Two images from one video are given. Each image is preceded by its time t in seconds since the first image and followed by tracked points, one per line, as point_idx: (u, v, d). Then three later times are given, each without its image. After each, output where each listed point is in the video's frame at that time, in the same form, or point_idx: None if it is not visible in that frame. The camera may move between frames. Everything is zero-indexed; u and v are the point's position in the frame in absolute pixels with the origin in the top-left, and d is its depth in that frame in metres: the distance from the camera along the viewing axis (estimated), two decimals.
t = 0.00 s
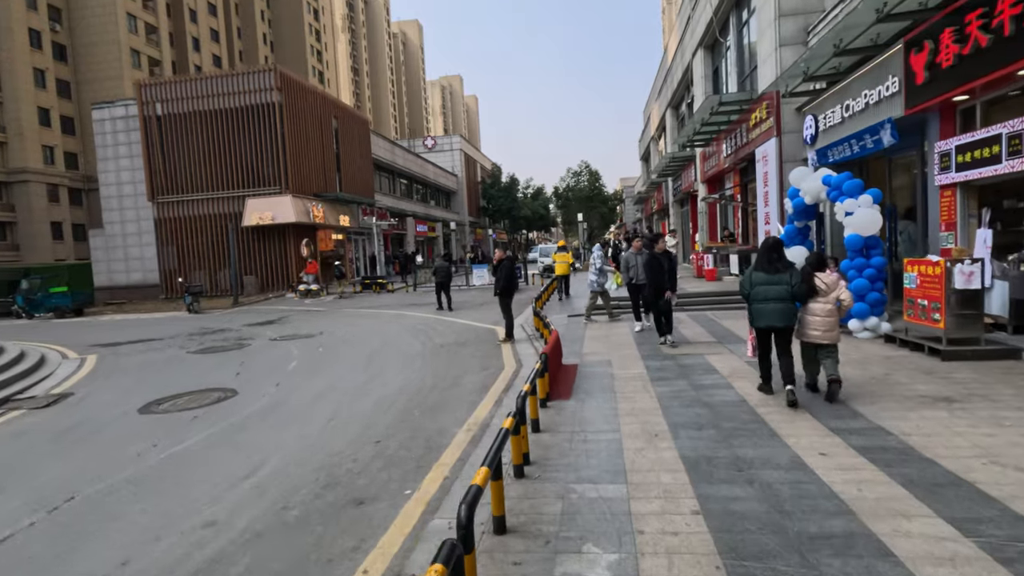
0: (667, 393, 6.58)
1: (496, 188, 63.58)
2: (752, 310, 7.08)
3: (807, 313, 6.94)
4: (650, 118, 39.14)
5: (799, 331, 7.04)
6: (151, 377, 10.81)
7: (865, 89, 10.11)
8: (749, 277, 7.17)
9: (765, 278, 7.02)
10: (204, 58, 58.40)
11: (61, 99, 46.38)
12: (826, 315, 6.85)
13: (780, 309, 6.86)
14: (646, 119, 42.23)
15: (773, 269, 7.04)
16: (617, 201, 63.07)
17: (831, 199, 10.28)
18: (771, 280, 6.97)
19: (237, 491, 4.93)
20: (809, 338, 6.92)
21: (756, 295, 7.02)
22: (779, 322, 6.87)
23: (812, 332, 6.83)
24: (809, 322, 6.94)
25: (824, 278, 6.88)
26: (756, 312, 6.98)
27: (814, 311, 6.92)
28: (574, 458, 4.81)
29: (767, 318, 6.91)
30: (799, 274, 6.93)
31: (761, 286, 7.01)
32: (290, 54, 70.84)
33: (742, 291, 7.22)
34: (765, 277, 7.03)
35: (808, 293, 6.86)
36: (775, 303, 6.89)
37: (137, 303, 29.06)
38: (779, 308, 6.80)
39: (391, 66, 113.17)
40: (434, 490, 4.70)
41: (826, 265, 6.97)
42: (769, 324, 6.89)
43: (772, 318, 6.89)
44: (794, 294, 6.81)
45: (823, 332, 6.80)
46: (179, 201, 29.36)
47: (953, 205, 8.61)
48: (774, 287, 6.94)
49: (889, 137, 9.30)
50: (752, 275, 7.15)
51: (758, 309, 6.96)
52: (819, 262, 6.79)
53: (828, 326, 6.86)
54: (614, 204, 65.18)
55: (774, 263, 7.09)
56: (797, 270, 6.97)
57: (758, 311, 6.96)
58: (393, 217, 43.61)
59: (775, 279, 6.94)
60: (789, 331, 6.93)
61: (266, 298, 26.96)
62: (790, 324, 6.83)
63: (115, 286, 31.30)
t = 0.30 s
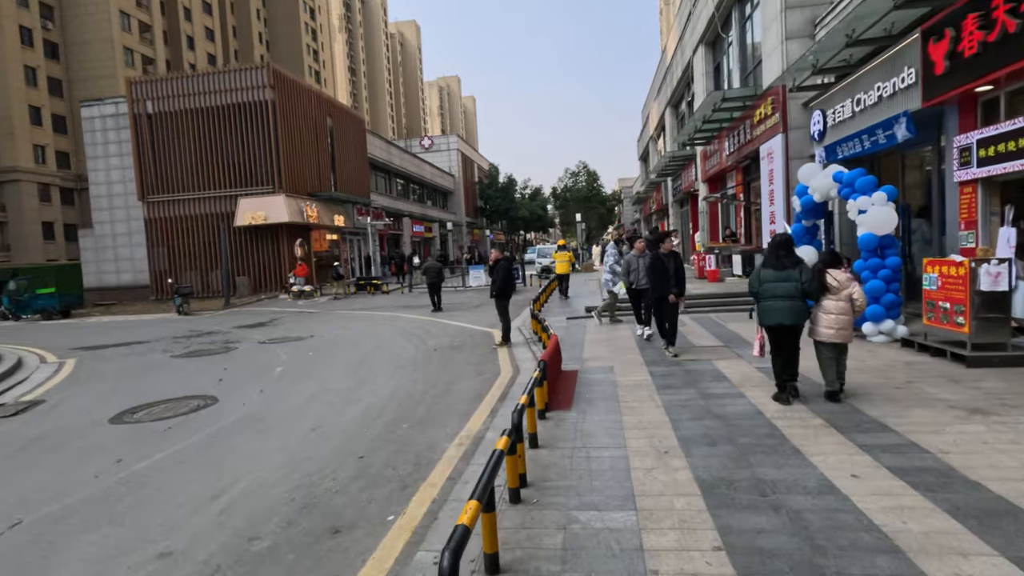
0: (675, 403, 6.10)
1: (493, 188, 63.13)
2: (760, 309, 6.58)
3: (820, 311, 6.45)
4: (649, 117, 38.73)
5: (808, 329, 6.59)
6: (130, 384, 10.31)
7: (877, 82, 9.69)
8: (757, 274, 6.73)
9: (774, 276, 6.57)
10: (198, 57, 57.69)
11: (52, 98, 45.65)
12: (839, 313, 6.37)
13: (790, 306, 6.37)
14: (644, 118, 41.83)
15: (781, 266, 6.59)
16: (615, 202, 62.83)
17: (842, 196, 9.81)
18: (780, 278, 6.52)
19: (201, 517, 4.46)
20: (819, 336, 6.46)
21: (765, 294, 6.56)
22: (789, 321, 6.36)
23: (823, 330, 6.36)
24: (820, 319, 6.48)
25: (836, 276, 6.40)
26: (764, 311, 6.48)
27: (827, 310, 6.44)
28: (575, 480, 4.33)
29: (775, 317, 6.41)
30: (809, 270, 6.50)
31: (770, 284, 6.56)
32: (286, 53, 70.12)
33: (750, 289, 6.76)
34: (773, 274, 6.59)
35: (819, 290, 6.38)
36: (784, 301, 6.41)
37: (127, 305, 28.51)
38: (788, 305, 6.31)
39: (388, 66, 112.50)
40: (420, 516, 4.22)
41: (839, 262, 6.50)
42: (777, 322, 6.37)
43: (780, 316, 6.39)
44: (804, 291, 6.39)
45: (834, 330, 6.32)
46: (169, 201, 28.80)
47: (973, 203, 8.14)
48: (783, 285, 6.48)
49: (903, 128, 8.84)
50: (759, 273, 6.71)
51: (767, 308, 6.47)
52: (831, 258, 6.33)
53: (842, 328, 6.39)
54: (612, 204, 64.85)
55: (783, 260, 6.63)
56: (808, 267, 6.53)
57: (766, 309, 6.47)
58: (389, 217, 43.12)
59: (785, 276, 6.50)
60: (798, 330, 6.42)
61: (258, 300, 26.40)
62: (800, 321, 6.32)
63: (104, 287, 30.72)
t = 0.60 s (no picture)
0: (683, 420, 5.65)
1: (490, 189, 62.63)
2: (776, 316, 6.15)
3: (837, 318, 6.00)
4: (647, 116, 38.28)
5: (823, 335, 6.15)
6: (106, 392, 9.81)
7: (890, 77, 9.28)
8: (773, 279, 6.28)
9: (791, 280, 6.12)
10: (192, 56, 56.97)
11: (43, 96, 44.92)
12: (856, 319, 5.94)
13: (810, 313, 5.92)
14: (642, 118, 41.40)
15: (799, 270, 6.15)
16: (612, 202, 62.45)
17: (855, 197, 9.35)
18: (797, 282, 6.08)
19: (158, 553, 3.98)
20: (834, 343, 6.02)
21: (782, 299, 6.12)
22: (807, 327, 5.94)
23: (839, 337, 5.92)
24: (836, 325, 6.03)
25: (855, 281, 6.01)
26: (780, 318, 6.04)
27: (844, 317, 5.99)
28: (578, 514, 3.86)
29: (792, 323, 5.98)
30: (828, 274, 6.07)
31: (787, 289, 6.11)
32: (281, 52, 69.40)
33: (765, 294, 6.31)
34: (790, 279, 6.14)
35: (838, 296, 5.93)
36: (802, 306, 5.97)
37: (115, 307, 27.92)
38: (806, 311, 5.89)
39: (385, 66, 111.85)
40: (403, 556, 3.73)
41: (857, 269, 6.12)
42: (794, 328, 5.95)
43: (798, 322, 5.96)
44: (823, 296, 5.95)
45: (851, 337, 5.89)
46: (159, 201, 28.28)
47: (995, 203, 7.71)
48: (800, 290, 6.04)
49: (918, 125, 8.42)
50: (776, 277, 6.26)
51: (783, 314, 6.02)
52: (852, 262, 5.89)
53: (859, 336, 5.95)
54: (610, 205, 64.46)
55: (801, 264, 6.18)
56: (826, 272, 6.11)
57: (783, 315, 6.04)
58: (385, 218, 42.61)
59: (803, 281, 6.06)
60: (815, 337, 6.01)
61: (250, 301, 25.87)
62: (818, 328, 5.90)
63: (93, 289, 30.12)
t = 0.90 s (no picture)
0: (693, 431, 5.19)
1: (488, 188, 62.08)
2: (794, 313, 5.75)
3: (857, 313, 5.60)
4: (646, 114, 37.79)
5: (843, 332, 5.76)
6: (81, 397, 9.34)
7: (905, 66, 8.85)
8: (790, 274, 5.85)
9: (810, 275, 5.69)
10: (187, 53, 56.24)
11: (34, 93, 44.09)
12: (876, 316, 5.54)
13: (832, 309, 5.52)
14: (641, 115, 40.92)
15: (817, 265, 5.72)
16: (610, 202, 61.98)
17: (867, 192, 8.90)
18: (816, 277, 5.65)
19: None
20: (855, 341, 5.63)
21: (799, 295, 5.70)
22: (829, 323, 5.54)
23: (860, 334, 5.53)
24: (856, 321, 5.63)
25: (873, 275, 5.62)
26: (798, 314, 5.66)
27: (863, 313, 5.58)
28: (580, 545, 3.39)
29: (811, 319, 5.59)
30: (848, 268, 5.65)
31: (806, 284, 5.68)
32: (277, 50, 68.63)
33: (781, 290, 5.89)
34: (808, 273, 5.71)
35: (857, 292, 5.53)
36: (821, 302, 5.56)
37: (105, 307, 27.36)
38: (826, 306, 5.50)
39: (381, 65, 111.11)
40: None
41: (876, 261, 5.72)
42: (813, 324, 5.57)
43: (818, 318, 5.56)
44: (844, 292, 5.53)
45: (872, 333, 5.50)
46: (149, 199, 27.68)
47: (1020, 197, 7.23)
48: (820, 285, 5.61)
49: (936, 116, 7.99)
50: (792, 272, 5.83)
51: (802, 311, 5.63)
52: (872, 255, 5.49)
53: (881, 332, 5.55)
54: (607, 204, 63.97)
55: (818, 258, 5.75)
56: (846, 265, 5.69)
57: (801, 311, 5.65)
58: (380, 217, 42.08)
59: (822, 276, 5.63)
60: (836, 334, 5.60)
61: (241, 301, 25.45)
62: (839, 324, 5.51)
63: (82, 289, 29.55)
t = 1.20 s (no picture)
0: (698, 453, 4.74)
1: (485, 188, 61.59)
2: (800, 320, 5.32)
3: (868, 322, 5.16)
4: (644, 113, 37.30)
5: (853, 340, 5.32)
6: (51, 407, 8.88)
7: (918, 59, 8.40)
8: (796, 280, 5.42)
9: (818, 281, 5.25)
10: (181, 52, 55.63)
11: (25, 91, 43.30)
12: (888, 322, 5.08)
13: (842, 317, 5.09)
14: (639, 115, 40.45)
15: (826, 269, 5.28)
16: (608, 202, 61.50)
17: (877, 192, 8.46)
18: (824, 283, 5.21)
19: None
20: (866, 349, 5.19)
21: (806, 302, 5.26)
22: (837, 331, 5.10)
23: (870, 342, 5.09)
24: (866, 328, 5.20)
25: (879, 279, 5.21)
26: (805, 323, 5.23)
27: (874, 320, 5.13)
28: None
29: (819, 327, 5.15)
30: (856, 272, 5.23)
31: (813, 291, 5.25)
32: (273, 49, 68.02)
33: (787, 298, 5.45)
34: (816, 279, 5.27)
35: (867, 299, 5.10)
36: (829, 309, 5.13)
37: (93, 309, 26.83)
38: (835, 313, 5.06)
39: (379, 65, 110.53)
40: None
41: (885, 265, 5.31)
42: (821, 333, 5.13)
43: (826, 326, 5.13)
44: (853, 299, 5.10)
45: (883, 341, 5.04)
46: (139, 199, 27.15)
47: None
48: (829, 291, 5.18)
49: (951, 112, 7.57)
50: (799, 278, 5.39)
51: (809, 319, 5.19)
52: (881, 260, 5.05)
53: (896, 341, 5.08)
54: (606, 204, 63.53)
55: (828, 262, 5.30)
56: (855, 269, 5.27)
57: (808, 319, 5.21)
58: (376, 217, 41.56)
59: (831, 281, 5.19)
60: (846, 343, 5.16)
61: (232, 303, 24.93)
62: (848, 332, 5.08)
63: (71, 290, 28.99)
